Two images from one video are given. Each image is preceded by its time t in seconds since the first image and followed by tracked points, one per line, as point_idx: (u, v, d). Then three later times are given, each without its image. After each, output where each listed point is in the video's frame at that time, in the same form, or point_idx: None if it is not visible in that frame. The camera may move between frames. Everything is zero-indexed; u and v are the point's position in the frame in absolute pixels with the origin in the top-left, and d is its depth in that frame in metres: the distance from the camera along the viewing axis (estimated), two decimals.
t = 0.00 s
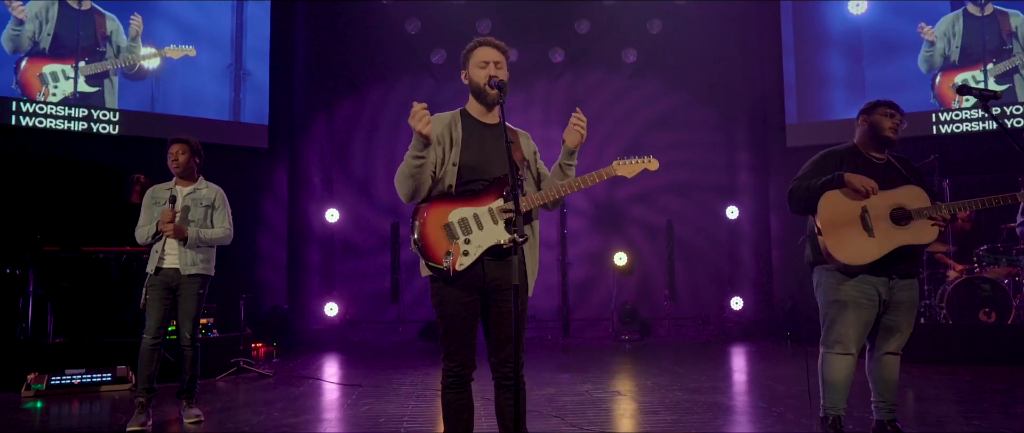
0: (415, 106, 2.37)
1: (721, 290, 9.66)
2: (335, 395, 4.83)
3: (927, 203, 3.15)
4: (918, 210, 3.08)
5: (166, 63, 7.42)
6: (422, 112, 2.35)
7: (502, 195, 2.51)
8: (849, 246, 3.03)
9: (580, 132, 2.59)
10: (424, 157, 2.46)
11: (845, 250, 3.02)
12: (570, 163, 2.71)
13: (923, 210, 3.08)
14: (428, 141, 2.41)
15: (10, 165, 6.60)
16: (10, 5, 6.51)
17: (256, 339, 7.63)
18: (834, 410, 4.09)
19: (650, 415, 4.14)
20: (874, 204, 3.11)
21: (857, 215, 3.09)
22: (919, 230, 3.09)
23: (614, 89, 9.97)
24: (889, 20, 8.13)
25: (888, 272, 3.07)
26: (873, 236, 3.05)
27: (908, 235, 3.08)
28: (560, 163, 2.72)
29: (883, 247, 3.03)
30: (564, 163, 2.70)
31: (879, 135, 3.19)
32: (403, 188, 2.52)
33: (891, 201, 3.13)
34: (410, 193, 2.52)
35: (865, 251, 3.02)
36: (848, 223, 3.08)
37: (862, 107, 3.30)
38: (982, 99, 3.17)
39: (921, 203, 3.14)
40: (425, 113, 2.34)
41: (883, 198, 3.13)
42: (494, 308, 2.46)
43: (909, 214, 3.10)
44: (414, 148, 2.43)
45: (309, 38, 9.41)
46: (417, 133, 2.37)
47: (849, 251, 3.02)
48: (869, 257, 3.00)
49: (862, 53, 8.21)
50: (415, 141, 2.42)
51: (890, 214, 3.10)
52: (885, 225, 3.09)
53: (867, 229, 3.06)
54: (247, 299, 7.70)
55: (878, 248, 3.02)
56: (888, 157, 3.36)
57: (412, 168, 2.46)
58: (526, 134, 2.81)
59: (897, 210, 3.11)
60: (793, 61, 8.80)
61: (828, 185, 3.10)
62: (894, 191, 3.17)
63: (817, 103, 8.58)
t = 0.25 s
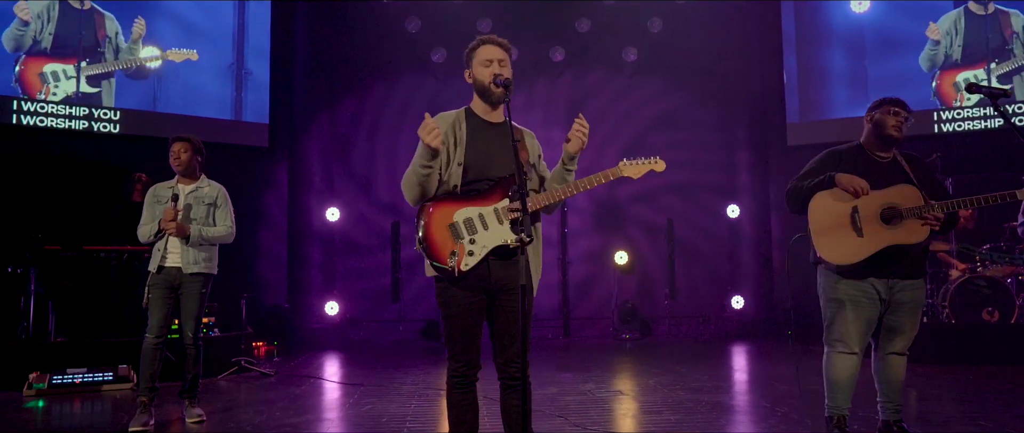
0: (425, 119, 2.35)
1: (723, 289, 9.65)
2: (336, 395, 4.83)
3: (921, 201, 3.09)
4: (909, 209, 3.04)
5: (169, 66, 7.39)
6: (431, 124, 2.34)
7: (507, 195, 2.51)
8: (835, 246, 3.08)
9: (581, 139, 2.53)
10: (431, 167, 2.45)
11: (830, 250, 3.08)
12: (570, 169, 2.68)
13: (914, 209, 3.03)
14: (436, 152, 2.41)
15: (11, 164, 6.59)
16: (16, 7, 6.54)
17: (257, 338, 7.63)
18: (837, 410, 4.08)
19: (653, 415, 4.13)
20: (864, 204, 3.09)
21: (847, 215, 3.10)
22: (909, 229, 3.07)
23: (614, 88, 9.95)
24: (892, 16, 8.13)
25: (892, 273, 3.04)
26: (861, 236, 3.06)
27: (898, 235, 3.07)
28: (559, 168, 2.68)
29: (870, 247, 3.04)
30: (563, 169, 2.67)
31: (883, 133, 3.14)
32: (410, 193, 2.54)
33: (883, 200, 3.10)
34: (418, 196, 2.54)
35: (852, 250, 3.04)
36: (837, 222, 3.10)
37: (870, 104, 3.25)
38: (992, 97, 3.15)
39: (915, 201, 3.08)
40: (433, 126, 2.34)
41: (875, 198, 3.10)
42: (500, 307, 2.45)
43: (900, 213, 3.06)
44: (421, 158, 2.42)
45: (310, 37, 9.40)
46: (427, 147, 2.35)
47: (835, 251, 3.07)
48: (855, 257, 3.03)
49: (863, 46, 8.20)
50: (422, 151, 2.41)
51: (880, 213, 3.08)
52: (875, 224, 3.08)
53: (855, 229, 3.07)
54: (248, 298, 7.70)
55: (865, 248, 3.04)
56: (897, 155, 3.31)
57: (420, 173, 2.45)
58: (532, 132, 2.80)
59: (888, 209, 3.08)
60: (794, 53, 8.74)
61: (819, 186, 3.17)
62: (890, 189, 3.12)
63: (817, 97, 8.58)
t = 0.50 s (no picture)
0: (431, 139, 2.39)
1: (725, 288, 9.64)
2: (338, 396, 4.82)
3: (919, 200, 3.06)
4: (906, 209, 3.01)
5: (171, 66, 7.39)
6: (437, 146, 2.37)
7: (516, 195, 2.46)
8: (835, 249, 3.06)
9: (581, 143, 2.48)
10: (439, 182, 2.48)
11: (830, 254, 3.06)
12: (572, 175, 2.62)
13: (912, 209, 3.00)
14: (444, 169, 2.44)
15: (13, 164, 6.57)
16: (22, 19, 6.50)
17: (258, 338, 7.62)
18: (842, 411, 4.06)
19: (657, 416, 4.11)
20: (861, 206, 3.07)
21: (845, 217, 3.07)
22: (909, 229, 3.03)
23: (615, 88, 9.93)
24: (899, 13, 8.11)
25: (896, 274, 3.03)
26: (859, 238, 3.04)
27: (898, 236, 3.03)
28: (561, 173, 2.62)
29: (870, 248, 3.01)
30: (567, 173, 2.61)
31: (875, 133, 3.12)
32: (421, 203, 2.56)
33: (881, 201, 3.07)
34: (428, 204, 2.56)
35: (853, 253, 3.02)
36: (836, 224, 3.08)
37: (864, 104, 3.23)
38: (1002, 97, 3.14)
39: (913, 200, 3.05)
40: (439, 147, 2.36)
41: (871, 199, 3.07)
42: (509, 309, 2.44)
43: (898, 213, 3.03)
44: (428, 174, 2.47)
45: (310, 37, 9.39)
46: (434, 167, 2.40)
47: (835, 255, 3.05)
48: (857, 260, 3.00)
49: (867, 44, 8.22)
50: (428, 168, 2.46)
51: (878, 214, 3.05)
52: (874, 226, 3.05)
53: (854, 232, 3.05)
54: (249, 298, 7.69)
55: (864, 250, 3.01)
56: (894, 154, 3.28)
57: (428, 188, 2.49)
58: (544, 132, 2.76)
59: (886, 210, 3.05)
60: (797, 49, 8.70)
61: (815, 191, 3.17)
62: (887, 190, 3.10)
63: (821, 93, 8.53)
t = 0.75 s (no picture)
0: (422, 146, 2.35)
1: (726, 288, 9.62)
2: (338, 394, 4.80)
3: (920, 194, 3.05)
4: (909, 204, 3.00)
5: (172, 62, 7.37)
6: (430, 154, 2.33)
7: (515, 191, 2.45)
8: (841, 249, 3.03)
9: (576, 142, 2.43)
10: (437, 187, 2.46)
11: (836, 255, 3.02)
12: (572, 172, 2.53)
13: (914, 204, 3.00)
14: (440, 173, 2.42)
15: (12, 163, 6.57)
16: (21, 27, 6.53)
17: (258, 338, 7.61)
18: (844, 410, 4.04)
19: (657, 415, 4.10)
20: (862, 204, 3.04)
21: (847, 216, 3.05)
22: (912, 225, 3.02)
23: (616, 86, 9.91)
24: (903, 10, 8.04)
25: (897, 270, 3.01)
26: (864, 236, 3.02)
27: (903, 232, 3.02)
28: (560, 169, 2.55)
29: (877, 247, 2.99)
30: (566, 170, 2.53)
31: (864, 130, 3.14)
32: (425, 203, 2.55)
33: (881, 198, 3.06)
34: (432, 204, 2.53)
35: (859, 253, 3.00)
36: (840, 223, 3.05)
37: (848, 101, 3.26)
38: (1005, 93, 3.12)
39: (913, 195, 3.04)
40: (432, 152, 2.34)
41: (871, 197, 3.06)
42: (510, 307, 2.42)
43: (901, 209, 3.02)
44: (425, 179, 2.44)
45: (310, 36, 9.38)
46: (429, 174, 2.39)
47: (841, 256, 3.02)
48: (863, 260, 2.98)
49: (869, 43, 8.18)
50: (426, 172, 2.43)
51: (880, 212, 3.03)
52: (876, 224, 3.03)
53: (858, 230, 3.03)
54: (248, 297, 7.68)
55: (872, 249, 2.98)
56: (882, 149, 3.29)
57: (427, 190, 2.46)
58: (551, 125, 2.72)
59: (888, 207, 3.04)
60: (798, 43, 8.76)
61: (815, 189, 3.11)
62: (887, 186, 3.08)
63: (821, 89, 8.60)
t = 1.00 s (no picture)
0: (426, 153, 2.39)
1: (725, 287, 9.61)
2: (335, 394, 4.79)
3: (925, 193, 3.09)
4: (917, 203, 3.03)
5: (172, 60, 7.40)
6: (431, 160, 2.37)
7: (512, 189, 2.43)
8: (852, 250, 2.96)
9: (569, 141, 2.44)
10: (437, 190, 2.49)
11: (849, 256, 2.94)
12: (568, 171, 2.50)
13: (921, 203, 3.03)
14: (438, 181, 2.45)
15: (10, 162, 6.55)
16: (20, 30, 6.55)
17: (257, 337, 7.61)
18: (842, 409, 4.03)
19: (656, 415, 4.09)
20: (872, 203, 3.03)
21: (857, 216, 3.01)
22: (921, 224, 3.03)
23: (615, 86, 9.91)
24: (904, 9, 8.09)
25: (896, 270, 3.00)
26: (875, 236, 2.98)
27: (913, 231, 3.02)
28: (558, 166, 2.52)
29: (890, 248, 2.96)
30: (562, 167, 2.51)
31: (858, 130, 3.15)
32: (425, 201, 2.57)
33: (889, 198, 3.07)
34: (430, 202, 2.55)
35: (872, 252, 2.94)
36: (850, 223, 3.00)
37: (837, 100, 3.26)
38: (1001, 91, 3.12)
39: (919, 195, 3.07)
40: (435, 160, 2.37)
41: (881, 197, 3.05)
42: (506, 306, 2.42)
43: (909, 209, 3.05)
44: (425, 183, 2.46)
45: (310, 36, 9.38)
46: (427, 178, 2.41)
47: (854, 256, 2.94)
48: (876, 260, 2.92)
49: (869, 39, 8.19)
50: (424, 178, 2.45)
51: (890, 211, 3.04)
52: (887, 223, 3.02)
53: (869, 230, 2.99)
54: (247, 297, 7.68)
55: (885, 249, 2.95)
56: (870, 148, 3.31)
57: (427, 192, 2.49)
58: (552, 122, 2.71)
59: (896, 206, 3.05)
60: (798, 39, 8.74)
61: (825, 187, 3.02)
62: (891, 186, 3.10)
63: (823, 87, 8.51)
